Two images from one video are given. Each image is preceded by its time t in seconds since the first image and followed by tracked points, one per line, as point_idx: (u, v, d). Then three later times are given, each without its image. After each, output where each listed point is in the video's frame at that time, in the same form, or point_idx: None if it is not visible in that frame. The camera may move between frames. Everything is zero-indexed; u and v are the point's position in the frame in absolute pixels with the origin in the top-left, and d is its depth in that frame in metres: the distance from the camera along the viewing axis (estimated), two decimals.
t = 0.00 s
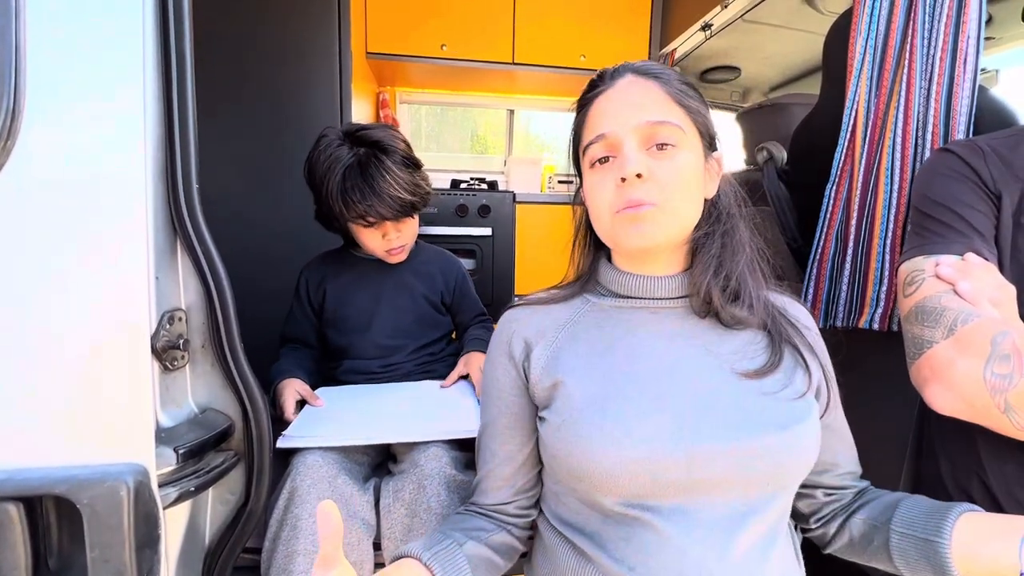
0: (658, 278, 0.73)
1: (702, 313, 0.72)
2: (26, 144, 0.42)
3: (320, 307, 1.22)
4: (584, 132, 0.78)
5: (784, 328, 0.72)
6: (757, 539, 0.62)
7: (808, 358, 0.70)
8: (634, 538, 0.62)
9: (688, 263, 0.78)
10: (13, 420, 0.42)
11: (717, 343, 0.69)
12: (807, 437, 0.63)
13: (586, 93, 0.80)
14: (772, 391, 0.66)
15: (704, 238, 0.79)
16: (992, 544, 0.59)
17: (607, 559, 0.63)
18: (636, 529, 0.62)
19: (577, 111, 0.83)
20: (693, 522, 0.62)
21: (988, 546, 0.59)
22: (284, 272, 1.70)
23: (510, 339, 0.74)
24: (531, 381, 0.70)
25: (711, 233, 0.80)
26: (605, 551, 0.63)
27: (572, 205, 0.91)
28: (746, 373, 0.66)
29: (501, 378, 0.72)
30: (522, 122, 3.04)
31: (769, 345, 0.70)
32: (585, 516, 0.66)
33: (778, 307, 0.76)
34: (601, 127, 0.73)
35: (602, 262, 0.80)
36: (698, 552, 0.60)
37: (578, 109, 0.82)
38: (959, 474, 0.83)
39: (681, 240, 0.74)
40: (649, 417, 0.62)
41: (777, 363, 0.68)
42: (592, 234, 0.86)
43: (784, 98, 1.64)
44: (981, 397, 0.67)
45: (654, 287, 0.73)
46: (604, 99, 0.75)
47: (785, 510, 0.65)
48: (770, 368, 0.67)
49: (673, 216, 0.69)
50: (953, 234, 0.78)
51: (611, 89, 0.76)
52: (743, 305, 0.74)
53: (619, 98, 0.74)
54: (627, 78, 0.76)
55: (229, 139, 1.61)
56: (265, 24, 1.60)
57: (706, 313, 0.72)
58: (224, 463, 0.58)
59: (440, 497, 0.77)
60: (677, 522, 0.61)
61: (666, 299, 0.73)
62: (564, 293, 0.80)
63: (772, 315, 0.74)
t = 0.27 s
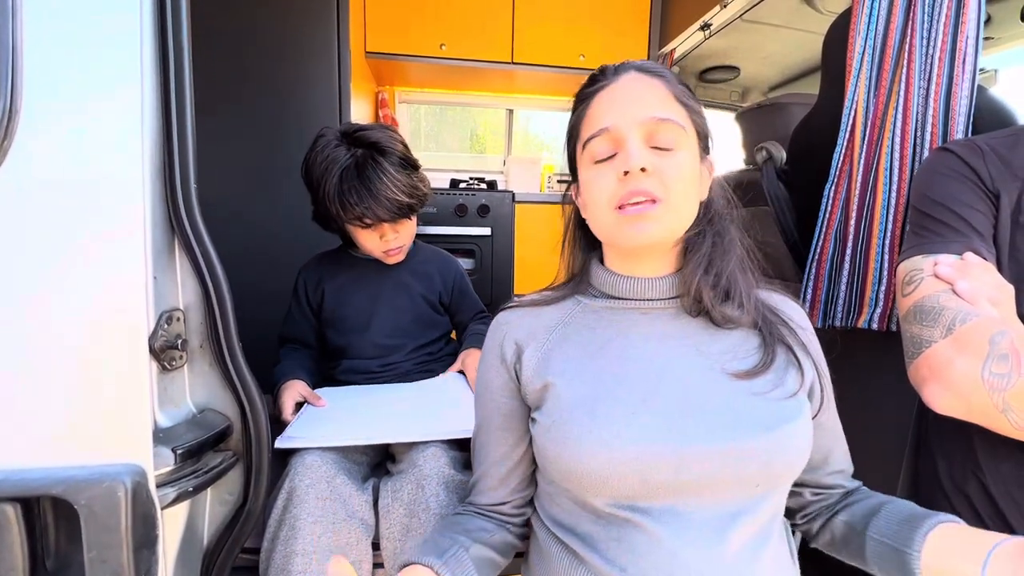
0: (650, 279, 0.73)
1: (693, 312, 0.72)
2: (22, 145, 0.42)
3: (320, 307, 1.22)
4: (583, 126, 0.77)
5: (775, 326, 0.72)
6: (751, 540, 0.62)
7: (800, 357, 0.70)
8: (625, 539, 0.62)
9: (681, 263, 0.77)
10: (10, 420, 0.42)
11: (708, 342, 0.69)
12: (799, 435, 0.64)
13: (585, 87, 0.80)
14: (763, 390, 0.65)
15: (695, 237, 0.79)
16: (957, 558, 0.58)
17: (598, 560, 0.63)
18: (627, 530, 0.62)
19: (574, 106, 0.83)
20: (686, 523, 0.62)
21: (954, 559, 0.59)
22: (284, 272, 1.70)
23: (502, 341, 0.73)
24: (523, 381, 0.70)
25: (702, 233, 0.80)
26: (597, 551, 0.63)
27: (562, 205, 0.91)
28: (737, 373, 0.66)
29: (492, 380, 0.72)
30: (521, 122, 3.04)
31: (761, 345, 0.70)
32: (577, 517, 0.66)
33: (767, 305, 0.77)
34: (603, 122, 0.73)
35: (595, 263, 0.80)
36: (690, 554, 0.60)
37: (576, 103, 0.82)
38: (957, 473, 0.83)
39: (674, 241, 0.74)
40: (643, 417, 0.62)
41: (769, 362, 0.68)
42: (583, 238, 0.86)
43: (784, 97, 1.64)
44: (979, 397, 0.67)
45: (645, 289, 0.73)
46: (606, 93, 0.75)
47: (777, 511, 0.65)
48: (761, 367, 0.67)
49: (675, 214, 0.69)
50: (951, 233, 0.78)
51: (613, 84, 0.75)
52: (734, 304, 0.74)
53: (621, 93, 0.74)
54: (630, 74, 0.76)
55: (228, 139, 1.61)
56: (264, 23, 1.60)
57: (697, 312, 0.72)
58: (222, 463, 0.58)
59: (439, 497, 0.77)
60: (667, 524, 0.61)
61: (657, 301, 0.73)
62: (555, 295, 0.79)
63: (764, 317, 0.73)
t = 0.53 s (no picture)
0: (651, 275, 0.73)
1: (690, 307, 0.72)
2: (20, 143, 0.42)
3: (320, 306, 1.22)
4: (613, 112, 0.76)
5: (770, 324, 0.72)
6: (750, 538, 0.62)
7: (795, 356, 0.70)
8: (622, 537, 0.62)
9: (682, 262, 0.76)
10: (9, 419, 0.42)
11: (705, 338, 0.69)
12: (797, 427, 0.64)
13: (614, 76, 0.78)
14: (759, 384, 0.66)
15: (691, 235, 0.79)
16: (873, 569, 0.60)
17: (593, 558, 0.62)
18: (624, 527, 0.62)
19: (593, 95, 0.81)
20: (684, 521, 0.62)
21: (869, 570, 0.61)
22: (283, 272, 1.70)
23: (502, 334, 0.73)
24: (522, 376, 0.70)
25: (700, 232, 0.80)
26: (593, 550, 0.63)
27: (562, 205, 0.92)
28: (735, 368, 0.66)
29: (492, 377, 0.72)
30: (520, 121, 3.04)
31: (756, 340, 0.70)
32: (576, 515, 0.66)
33: (759, 301, 0.77)
34: (646, 110, 0.72)
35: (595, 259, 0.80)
36: (688, 552, 0.60)
37: (597, 91, 0.80)
38: (956, 471, 0.83)
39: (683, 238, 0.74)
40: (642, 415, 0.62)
41: (763, 358, 0.68)
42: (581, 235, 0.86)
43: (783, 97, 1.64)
44: (980, 395, 0.67)
45: (645, 284, 0.73)
46: (649, 84, 0.74)
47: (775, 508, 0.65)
48: (756, 363, 0.67)
49: (704, 210, 0.71)
50: (951, 232, 0.78)
51: (654, 77, 0.75)
52: (730, 302, 0.73)
53: (662, 87, 0.74)
54: (671, 72, 0.77)
55: (228, 138, 1.61)
56: (264, 22, 1.60)
57: (695, 307, 0.72)
58: (221, 463, 0.58)
59: (440, 497, 0.77)
60: (665, 522, 0.61)
61: (658, 297, 0.73)
62: (554, 291, 0.79)
63: (758, 315, 0.73)
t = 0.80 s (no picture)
0: (656, 273, 0.73)
1: (696, 308, 0.73)
2: (20, 141, 0.42)
3: (321, 307, 1.22)
4: (600, 118, 0.77)
5: (776, 327, 0.73)
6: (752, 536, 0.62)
7: (800, 357, 0.71)
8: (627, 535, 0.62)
9: (687, 259, 0.77)
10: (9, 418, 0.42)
11: (712, 340, 0.69)
12: (803, 424, 0.64)
13: (604, 83, 0.80)
14: (766, 382, 0.66)
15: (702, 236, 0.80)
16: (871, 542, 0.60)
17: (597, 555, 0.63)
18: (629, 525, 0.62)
19: (590, 103, 0.83)
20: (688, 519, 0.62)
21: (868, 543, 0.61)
22: (283, 271, 1.70)
23: (512, 326, 0.72)
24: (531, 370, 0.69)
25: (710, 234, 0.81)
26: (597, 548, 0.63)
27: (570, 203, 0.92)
28: (744, 367, 0.66)
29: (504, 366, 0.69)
30: (520, 121, 3.04)
31: (763, 342, 0.70)
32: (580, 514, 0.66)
33: (766, 303, 0.78)
34: (626, 110, 0.73)
35: (603, 257, 0.80)
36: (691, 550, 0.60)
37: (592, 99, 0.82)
38: (957, 469, 0.83)
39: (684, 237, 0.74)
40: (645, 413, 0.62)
41: (771, 358, 0.68)
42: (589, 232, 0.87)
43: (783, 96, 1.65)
44: (981, 393, 0.67)
45: (653, 281, 0.73)
46: (630, 86, 0.75)
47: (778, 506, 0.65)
48: (765, 363, 0.67)
49: (690, 204, 0.69)
50: (952, 231, 0.78)
51: (635, 79, 0.76)
52: (735, 303, 0.75)
53: (643, 87, 0.74)
54: (653, 72, 0.77)
55: (228, 137, 1.61)
56: (263, 21, 1.60)
57: (701, 308, 0.73)
58: (221, 462, 0.58)
59: (438, 496, 0.78)
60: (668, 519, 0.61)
61: (664, 295, 0.73)
62: (564, 287, 0.79)
63: (766, 318, 0.74)
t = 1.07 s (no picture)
0: (660, 274, 0.73)
1: (701, 311, 0.72)
2: (20, 141, 0.42)
3: (320, 307, 1.22)
4: (594, 122, 0.78)
5: (783, 329, 0.73)
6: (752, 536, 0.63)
7: (807, 360, 0.71)
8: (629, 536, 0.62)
9: (691, 259, 0.78)
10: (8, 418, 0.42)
11: (718, 342, 0.69)
12: (808, 433, 0.65)
13: (598, 85, 0.80)
14: (773, 387, 0.66)
15: (707, 236, 0.80)
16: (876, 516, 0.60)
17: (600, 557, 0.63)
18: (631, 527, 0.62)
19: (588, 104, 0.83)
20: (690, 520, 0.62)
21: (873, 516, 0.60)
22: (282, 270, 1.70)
23: (517, 327, 0.72)
24: (535, 374, 0.69)
25: (714, 233, 0.81)
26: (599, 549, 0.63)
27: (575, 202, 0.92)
28: (751, 370, 0.66)
29: (509, 370, 0.69)
30: (520, 120, 3.04)
31: (770, 344, 0.70)
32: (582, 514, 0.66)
33: (775, 307, 0.77)
34: (612, 116, 0.73)
35: (606, 257, 0.80)
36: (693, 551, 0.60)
37: (590, 101, 0.83)
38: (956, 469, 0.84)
39: (683, 238, 0.74)
40: (646, 415, 0.62)
41: (777, 362, 0.68)
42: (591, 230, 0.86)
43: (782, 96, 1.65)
44: (984, 393, 0.65)
45: (656, 282, 0.73)
46: (616, 90, 0.75)
47: (779, 507, 0.65)
48: (772, 366, 0.67)
49: (679, 208, 0.69)
50: (954, 231, 0.78)
51: (623, 81, 0.76)
52: (742, 305, 0.75)
53: (630, 89, 0.74)
54: (642, 71, 0.77)
55: (227, 137, 1.61)
56: (262, 21, 1.59)
57: (705, 311, 0.72)
58: (221, 461, 0.58)
59: (437, 495, 0.78)
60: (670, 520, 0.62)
61: (668, 296, 0.73)
62: (567, 287, 0.79)
63: (773, 319, 0.74)
